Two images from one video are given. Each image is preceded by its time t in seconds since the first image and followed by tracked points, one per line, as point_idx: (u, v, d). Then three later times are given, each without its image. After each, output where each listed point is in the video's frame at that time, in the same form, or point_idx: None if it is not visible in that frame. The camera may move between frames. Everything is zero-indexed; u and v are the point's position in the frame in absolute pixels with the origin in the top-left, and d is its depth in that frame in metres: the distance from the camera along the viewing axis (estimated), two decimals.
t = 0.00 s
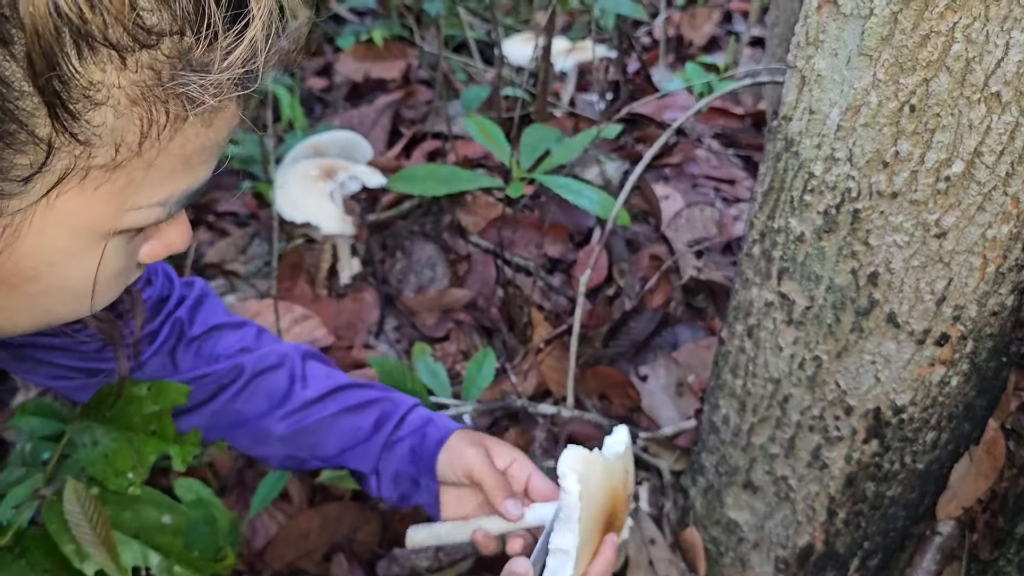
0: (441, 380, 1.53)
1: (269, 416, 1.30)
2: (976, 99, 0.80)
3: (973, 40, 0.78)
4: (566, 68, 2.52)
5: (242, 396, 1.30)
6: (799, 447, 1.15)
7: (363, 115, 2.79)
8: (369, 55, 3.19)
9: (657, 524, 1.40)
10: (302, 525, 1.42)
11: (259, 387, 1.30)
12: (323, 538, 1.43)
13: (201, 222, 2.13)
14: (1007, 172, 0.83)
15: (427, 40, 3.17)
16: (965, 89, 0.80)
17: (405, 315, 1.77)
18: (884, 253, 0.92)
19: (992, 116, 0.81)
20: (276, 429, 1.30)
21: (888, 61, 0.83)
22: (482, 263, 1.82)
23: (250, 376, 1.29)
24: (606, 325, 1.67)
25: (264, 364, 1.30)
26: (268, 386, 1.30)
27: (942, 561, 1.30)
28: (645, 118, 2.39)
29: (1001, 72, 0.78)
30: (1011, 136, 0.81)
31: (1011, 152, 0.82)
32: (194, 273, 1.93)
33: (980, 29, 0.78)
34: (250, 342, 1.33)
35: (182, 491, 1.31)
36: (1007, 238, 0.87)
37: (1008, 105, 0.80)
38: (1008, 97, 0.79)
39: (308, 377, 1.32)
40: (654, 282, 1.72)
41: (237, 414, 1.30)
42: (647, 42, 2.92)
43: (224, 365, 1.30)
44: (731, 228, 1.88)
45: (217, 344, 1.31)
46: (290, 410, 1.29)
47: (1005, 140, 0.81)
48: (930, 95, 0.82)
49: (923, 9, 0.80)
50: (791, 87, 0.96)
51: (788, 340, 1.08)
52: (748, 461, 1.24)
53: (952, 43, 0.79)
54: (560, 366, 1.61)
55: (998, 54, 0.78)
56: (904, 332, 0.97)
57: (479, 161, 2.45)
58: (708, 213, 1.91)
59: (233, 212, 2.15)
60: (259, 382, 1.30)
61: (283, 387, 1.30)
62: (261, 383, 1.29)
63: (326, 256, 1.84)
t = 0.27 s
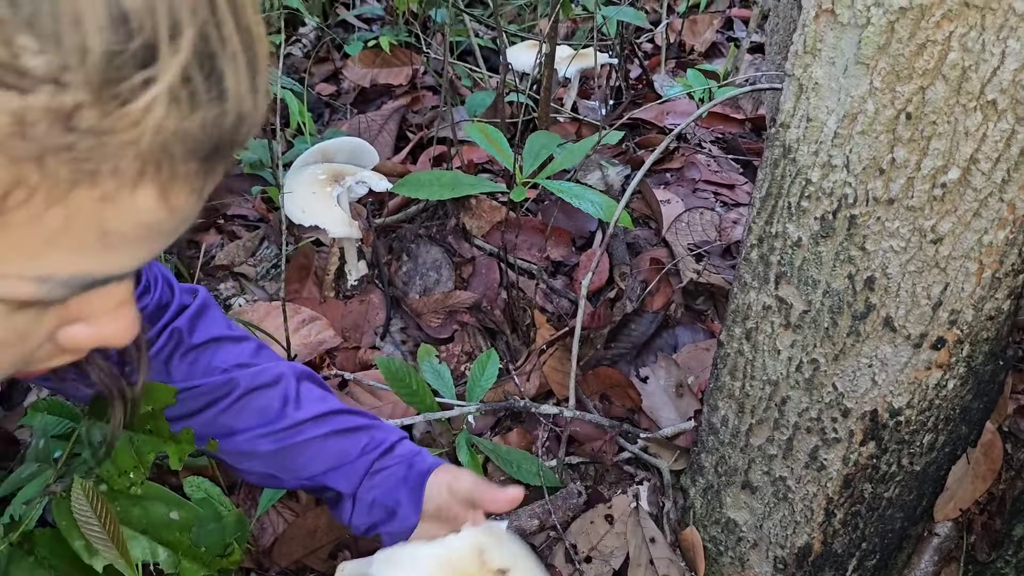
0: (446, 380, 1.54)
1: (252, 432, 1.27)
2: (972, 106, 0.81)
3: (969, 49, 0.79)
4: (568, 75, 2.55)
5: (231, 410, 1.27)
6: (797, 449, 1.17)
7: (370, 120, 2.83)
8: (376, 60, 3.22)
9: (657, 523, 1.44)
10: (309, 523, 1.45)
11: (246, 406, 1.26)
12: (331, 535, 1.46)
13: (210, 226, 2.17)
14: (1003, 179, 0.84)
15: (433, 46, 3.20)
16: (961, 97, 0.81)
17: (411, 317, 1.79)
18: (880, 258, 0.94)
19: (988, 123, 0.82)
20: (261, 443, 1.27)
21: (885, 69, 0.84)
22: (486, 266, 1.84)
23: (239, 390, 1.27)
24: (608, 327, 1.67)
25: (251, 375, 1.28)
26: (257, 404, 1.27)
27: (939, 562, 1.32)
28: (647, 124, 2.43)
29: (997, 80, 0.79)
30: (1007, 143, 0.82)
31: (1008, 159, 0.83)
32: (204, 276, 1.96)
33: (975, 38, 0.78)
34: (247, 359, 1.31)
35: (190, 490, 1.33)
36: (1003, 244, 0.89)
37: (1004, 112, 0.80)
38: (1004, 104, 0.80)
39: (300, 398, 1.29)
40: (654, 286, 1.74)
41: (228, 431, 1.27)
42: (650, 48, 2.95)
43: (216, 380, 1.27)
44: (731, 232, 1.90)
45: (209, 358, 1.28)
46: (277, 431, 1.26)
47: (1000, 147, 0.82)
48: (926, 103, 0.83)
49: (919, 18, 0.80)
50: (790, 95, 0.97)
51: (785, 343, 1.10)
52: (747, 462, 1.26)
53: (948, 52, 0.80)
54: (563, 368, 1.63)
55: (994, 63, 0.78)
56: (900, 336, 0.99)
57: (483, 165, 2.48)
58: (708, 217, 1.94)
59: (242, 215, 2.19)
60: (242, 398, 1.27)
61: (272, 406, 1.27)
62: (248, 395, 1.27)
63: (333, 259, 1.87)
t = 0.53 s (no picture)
0: (449, 381, 1.55)
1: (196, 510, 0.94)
2: (973, 108, 0.81)
3: (969, 51, 0.78)
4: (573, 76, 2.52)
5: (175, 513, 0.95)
6: (798, 451, 1.17)
7: (375, 121, 2.83)
8: (381, 61, 3.23)
9: (659, 525, 1.44)
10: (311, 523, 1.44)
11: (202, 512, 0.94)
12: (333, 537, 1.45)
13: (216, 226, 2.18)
14: (1004, 181, 0.84)
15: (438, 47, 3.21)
16: (961, 99, 0.81)
17: (414, 318, 1.80)
18: (881, 261, 0.93)
19: (988, 125, 0.81)
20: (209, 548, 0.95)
21: (885, 71, 0.83)
22: (489, 267, 1.84)
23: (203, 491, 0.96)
24: (611, 328, 1.66)
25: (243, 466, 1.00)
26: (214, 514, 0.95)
27: (943, 566, 1.31)
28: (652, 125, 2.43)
29: (997, 82, 0.78)
30: (1007, 145, 0.81)
31: (1008, 162, 0.82)
32: (208, 276, 1.97)
33: (976, 40, 0.77)
34: (226, 459, 0.99)
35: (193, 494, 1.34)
36: (1005, 246, 0.88)
37: (1004, 115, 0.80)
38: (1004, 107, 0.80)
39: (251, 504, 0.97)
40: (657, 287, 1.73)
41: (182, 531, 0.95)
42: (655, 49, 2.95)
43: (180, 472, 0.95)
44: (735, 233, 1.90)
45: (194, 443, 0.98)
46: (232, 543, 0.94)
47: (1001, 149, 0.82)
48: (926, 105, 0.82)
49: (919, 20, 0.80)
50: (790, 97, 0.96)
51: (786, 345, 1.10)
52: (748, 465, 1.26)
53: (948, 54, 0.79)
54: (566, 369, 1.63)
55: (994, 65, 0.78)
56: (901, 339, 0.98)
57: (487, 167, 2.49)
58: (711, 219, 1.94)
59: (247, 216, 2.21)
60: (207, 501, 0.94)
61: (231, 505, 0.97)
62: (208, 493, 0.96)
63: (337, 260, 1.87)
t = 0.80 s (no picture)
0: (450, 391, 1.54)
1: None
2: (982, 121, 0.79)
3: (978, 63, 0.76)
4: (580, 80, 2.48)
5: None
6: (803, 467, 1.15)
7: (382, 124, 2.83)
8: (390, 64, 3.23)
9: (663, 538, 1.42)
10: (311, 532, 1.43)
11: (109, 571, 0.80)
12: (332, 545, 1.43)
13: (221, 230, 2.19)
14: (1014, 197, 0.81)
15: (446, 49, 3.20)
16: (970, 112, 0.79)
17: (417, 325, 1.79)
18: (887, 275, 0.91)
19: (997, 139, 0.79)
20: None
21: (891, 82, 0.81)
22: (493, 273, 1.83)
23: None
24: (615, 336, 1.66)
25: None
26: None
27: None
28: (660, 129, 2.41)
29: (1007, 95, 0.77)
30: (1018, 159, 0.80)
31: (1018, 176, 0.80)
32: (212, 280, 1.97)
33: (985, 52, 0.76)
34: None
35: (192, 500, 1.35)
36: (1015, 262, 0.86)
37: (1014, 129, 0.78)
38: (1014, 120, 0.78)
39: None
40: (663, 295, 1.71)
41: None
42: (665, 52, 2.92)
43: None
44: (742, 240, 1.87)
45: None
46: None
47: (1011, 163, 0.80)
48: (934, 117, 0.80)
49: (927, 30, 0.77)
50: (794, 107, 0.94)
51: (791, 359, 1.07)
52: (752, 479, 1.24)
53: (956, 65, 0.77)
54: (569, 378, 1.61)
55: (1005, 76, 0.76)
56: (907, 355, 0.96)
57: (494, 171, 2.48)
58: (719, 225, 1.92)
59: (252, 219, 2.22)
60: None
61: None
62: None
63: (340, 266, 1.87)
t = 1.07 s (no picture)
0: (455, 409, 1.50)
1: None
2: (1014, 147, 0.74)
3: (1010, 85, 0.72)
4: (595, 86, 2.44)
5: None
6: (818, 499, 1.10)
7: (393, 130, 2.79)
8: (404, 69, 3.20)
9: (671, 565, 1.38)
10: (311, 551, 1.39)
11: None
12: (333, 566, 1.40)
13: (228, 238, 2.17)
14: None
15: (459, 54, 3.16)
16: (1000, 137, 0.74)
17: (423, 338, 1.75)
18: (909, 306, 0.86)
19: None
20: None
21: (916, 105, 0.76)
22: (502, 286, 1.79)
23: None
24: (626, 354, 1.61)
25: None
26: None
27: None
28: (676, 138, 2.35)
29: None
30: None
31: None
32: (218, 290, 1.95)
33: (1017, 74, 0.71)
34: None
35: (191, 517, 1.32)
36: None
37: None
38: None
39: None
40: (675, 312, 1.67)
41: None
42: (682, 58, 2.87)
43: None
44: (759, 254, 1.82)
45: None
46: None
47: None
48: (962, 142, 0.75)
49: (955, 50, 0.72)
50: (812, 127, 0.89)
51: (806, 389, 1.02)
52: (765, 509, 1.19)
53: (986, 88, 0.73)
54: (577, 397, 1.57)
55: None
56: (930, 389, 0.91)
57: (505, 179, 2.44)
58: (734, 239, 1.87)
59: (261, 227, 2.20)
60: None
61: None
62: None
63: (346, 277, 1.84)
